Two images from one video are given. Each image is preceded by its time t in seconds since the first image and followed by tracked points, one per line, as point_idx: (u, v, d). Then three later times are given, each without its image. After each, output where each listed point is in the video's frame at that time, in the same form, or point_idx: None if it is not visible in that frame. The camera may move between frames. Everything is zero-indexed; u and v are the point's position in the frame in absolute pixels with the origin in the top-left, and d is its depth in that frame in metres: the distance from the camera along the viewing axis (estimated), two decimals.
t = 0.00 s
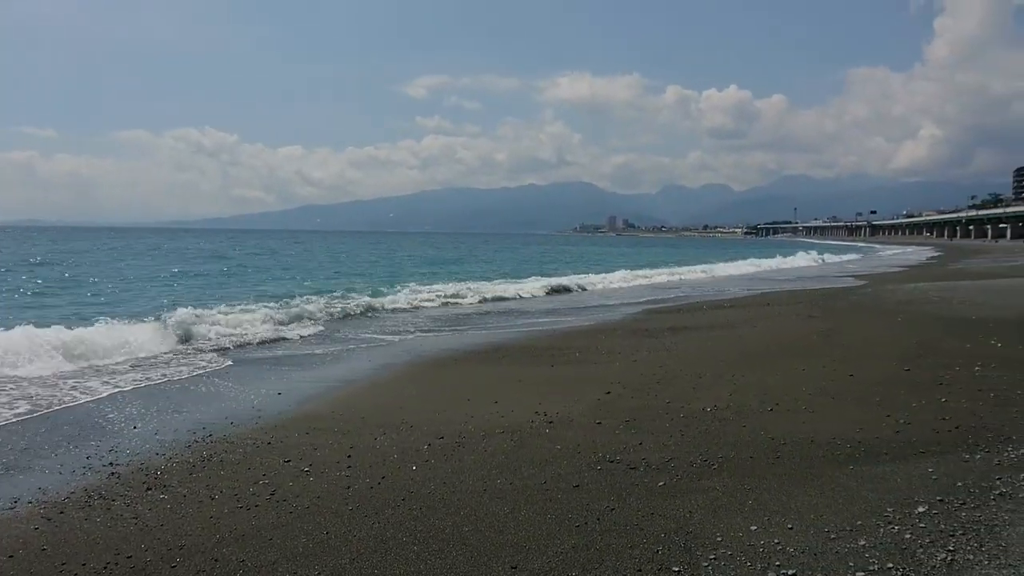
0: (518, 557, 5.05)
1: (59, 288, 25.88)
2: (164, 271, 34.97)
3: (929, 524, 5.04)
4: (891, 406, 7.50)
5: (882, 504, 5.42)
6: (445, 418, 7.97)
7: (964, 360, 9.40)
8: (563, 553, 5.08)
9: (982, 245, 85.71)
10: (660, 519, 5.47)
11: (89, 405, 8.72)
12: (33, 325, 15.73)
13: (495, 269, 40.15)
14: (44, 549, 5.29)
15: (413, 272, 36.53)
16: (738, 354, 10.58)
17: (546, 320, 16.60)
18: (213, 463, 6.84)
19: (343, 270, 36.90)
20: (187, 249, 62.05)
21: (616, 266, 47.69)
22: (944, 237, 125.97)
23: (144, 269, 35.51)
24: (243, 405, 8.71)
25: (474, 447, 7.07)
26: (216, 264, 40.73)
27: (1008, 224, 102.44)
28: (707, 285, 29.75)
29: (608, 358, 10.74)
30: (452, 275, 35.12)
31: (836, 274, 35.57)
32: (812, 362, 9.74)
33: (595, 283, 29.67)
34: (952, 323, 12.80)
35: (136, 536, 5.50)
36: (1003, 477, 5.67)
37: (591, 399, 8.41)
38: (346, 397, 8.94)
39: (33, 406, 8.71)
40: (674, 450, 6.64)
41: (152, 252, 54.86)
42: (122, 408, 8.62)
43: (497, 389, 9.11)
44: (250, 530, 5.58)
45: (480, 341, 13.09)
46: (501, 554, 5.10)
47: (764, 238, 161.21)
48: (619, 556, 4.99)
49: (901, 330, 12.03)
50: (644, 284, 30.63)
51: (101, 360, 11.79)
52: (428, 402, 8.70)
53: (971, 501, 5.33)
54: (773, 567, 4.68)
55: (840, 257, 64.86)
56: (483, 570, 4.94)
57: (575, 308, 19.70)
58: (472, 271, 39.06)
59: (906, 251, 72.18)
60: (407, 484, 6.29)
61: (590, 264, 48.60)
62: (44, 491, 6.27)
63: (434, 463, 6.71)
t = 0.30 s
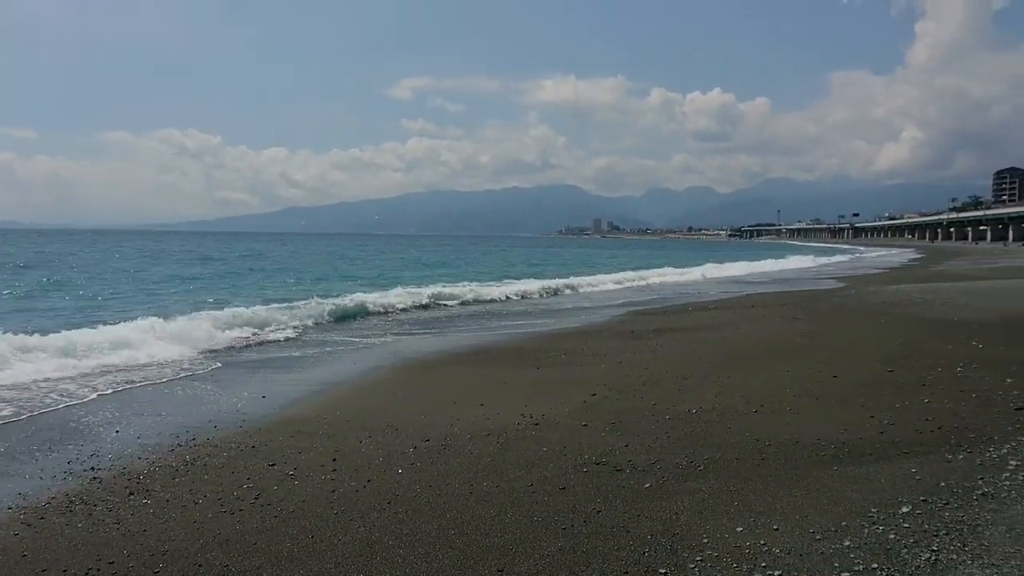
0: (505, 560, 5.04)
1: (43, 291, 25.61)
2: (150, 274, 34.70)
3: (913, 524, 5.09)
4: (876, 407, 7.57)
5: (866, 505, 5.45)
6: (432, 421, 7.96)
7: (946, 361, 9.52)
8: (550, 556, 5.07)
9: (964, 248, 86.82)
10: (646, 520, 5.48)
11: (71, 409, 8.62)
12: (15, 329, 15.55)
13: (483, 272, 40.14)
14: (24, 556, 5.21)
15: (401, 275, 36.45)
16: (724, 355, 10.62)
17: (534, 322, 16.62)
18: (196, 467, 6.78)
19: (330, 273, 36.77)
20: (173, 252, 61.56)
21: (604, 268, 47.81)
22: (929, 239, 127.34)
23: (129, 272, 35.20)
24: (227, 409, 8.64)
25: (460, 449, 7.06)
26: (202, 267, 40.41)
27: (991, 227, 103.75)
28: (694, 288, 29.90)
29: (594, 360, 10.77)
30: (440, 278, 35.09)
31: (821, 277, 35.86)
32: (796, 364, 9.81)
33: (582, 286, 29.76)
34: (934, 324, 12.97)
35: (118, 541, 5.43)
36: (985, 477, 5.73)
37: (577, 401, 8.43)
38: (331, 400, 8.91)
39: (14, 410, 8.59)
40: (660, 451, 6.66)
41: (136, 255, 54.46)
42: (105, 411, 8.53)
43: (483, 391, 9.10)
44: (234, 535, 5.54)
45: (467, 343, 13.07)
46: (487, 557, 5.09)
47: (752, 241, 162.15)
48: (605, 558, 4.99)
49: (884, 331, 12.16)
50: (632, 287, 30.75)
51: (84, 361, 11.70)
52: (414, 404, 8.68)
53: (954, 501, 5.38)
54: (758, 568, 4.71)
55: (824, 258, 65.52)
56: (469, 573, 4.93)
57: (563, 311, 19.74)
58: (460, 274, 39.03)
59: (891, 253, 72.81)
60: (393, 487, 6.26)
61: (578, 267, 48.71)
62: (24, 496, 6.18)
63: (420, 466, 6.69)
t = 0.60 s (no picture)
0: (492, 562, 5.03)
1: (26, 292, 25.34)
2: (136, 275, 34.41)
3: (898, 523, 5.12)
4: (861, 407, 7.62)
5: (851, 504, 5.49)
6: (419, 422, 7.94)
7: (930, 360, 9.60)
8: (537, 557, 5.07)
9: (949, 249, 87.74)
10: (633, 521, 5.48)
11: (55, 412, 8.54)
12: None
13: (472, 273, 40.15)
14: (6, 561, 5.15)
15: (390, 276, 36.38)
16: (710, 356, 10.68)
17: (522, 322, 16.63)
18: (181, 469, 6.73)
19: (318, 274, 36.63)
20: (160, 253, 61.20)
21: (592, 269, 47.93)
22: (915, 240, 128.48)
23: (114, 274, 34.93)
24: (213, 410, 8.59)
25: (447, 450, 7.05)
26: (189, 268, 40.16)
27: (976, 229, 104.88)
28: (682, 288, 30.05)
29: (581, 361, 10.79)
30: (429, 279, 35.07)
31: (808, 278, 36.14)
32: (782, 364, 9.86)
33: (571, 287, 29.83)
34: (918, 324, 13.09)
35: (102, 545, 5.37)
36: (968, 475, 5.78)
37: (564, 401, 8.44)
38: (318, 401, 8.87)
39: None
40: (647, 451, 6.68)
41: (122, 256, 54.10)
42: (88, 414, 8.45)
43: (471, 392, 9.10)
44: (220, 538, 5.49)
45: (454, 344, 13.06)
46: (474, 558, 5.07)
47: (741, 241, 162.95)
48: (592, 559, 4.99)
49: (868, 331, 12.27)
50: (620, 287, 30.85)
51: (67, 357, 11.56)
52: (401, 406, 8.66)
53: (938, 500, 5.42)
54: (745, 568, 4.72)
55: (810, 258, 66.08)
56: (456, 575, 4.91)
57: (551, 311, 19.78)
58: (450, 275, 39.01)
59: (877, 253, 73.31)
60: (380, 489, 6.23)
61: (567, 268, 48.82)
62: (5, 500, 6.10)
63: (407, 468, 6.67)
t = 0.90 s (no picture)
0: (478, 562, 5.02)
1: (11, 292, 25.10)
2: (123, 275, 34.11)
3: (881, 522, 5.15)
4: (845, 406, 7.66)
5: (836, 503, 5.51)
6: (405, 422, 7.92)
7: (912, 360, 9.66)
8: (523, 557, 5.06)
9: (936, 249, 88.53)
10: (619, 521, 5.48)
11: (37, 412, 8.45)
12: None
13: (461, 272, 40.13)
14: None
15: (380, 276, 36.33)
16: (695, 355, 10.72)
17: (509, 323, 16.63)
18: (165, 471, 6.68)
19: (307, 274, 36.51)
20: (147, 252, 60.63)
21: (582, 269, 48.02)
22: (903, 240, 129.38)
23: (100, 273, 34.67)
24: (197, 411, 8.53)
25: (434, 451, 7.03)
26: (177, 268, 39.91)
27: (962, 229, 105.80)
28: (670, 288, 30.15)
29: (567, 361, 10.80)
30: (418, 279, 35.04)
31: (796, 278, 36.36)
32: (767, 363, 9.91)
33: (560, 287, 29.88)
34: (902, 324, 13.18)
35: (84, 547, 5.31)
36: (952, 474, 5.82)
37: (551, 401, 8.44)
38: (304, 402, 8.83)
39: None
40: (633, 452, 6.69)
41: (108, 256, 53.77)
42: (72, 414, 8.38)
43: (457, 391, 9.09)
44: (204, 539, 5.45)
45: (441, 344, 13.04)
46: (461, 559, 5.06)
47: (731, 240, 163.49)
48: (578, 558, 4.99)
49: (852, 331, 12.34)
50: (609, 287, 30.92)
51: (48, 357, 11.42)
52: (387, 406, 8.65)
53: (921, 498, 5.45)
54: (730, 567, 4.73)
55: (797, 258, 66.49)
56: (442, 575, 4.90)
57: (539, 311, 19.80)
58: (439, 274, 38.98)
59: (866, 253, 73.67)
60: (366, 490, 6.21)
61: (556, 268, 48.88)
62: None
63: (393, 468, 6.66)
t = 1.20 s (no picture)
0: (463, 563, 5.00)
1: None
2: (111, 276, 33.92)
3: (865, 521, 5.16)
4: (830, 406, 7.69)
5: (820, 502, 5.53)
6: (392, 422, 7.90)
7: (896, 360, 9.73)
8: (508, 557, 5.05)
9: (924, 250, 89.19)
10: (605, 521, 5.48)
11: (19, 414, 8.38)
12: None
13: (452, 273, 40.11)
14: None
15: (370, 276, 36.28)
16: (682, 355, 10.75)
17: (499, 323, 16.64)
18: (149, 473, 6.63)
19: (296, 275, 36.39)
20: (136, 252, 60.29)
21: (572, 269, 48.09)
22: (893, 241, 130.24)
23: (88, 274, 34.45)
24: (182, 412, 8.48)
25: (420, 451, 7.01)
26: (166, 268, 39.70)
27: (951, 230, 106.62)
28: (660, 288, 30.25)
29: (555, 361, 10.80)
30: (408, 279, 35.00)
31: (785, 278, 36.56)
32: (754, 363, 9.95)
33: (550, 288, 29.93)
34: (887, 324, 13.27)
35: (65, 551, 5.26)
36: (934, 473, 5.86)
37: (538, 401, 8.44)
38: (290, 403, 8.80)
39: None
40: (619, 451, 6.70)
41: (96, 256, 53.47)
42: (54, 416, 8.32)
43: (445, 392, 9.07)
44: (187, 542, 5.41)
45: (429, 344, 13.03)
46: (446, 560, 5.04)
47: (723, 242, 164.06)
48: (563, 559, 4.97)
49: (837, 331, 12.43)
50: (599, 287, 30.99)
51: (31, 359, 11.34)
52: (374, 406, 8.63)
53: (904, 498, 5.48)
54: (715, 567, 4.73)
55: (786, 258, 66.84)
56: None
57: (527, 311, 19.81)
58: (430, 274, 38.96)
59: (854, 254, 74.18)
60: (351, 491, 6.19)
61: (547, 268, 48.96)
62: None
63: (379, 469, 6.63)
